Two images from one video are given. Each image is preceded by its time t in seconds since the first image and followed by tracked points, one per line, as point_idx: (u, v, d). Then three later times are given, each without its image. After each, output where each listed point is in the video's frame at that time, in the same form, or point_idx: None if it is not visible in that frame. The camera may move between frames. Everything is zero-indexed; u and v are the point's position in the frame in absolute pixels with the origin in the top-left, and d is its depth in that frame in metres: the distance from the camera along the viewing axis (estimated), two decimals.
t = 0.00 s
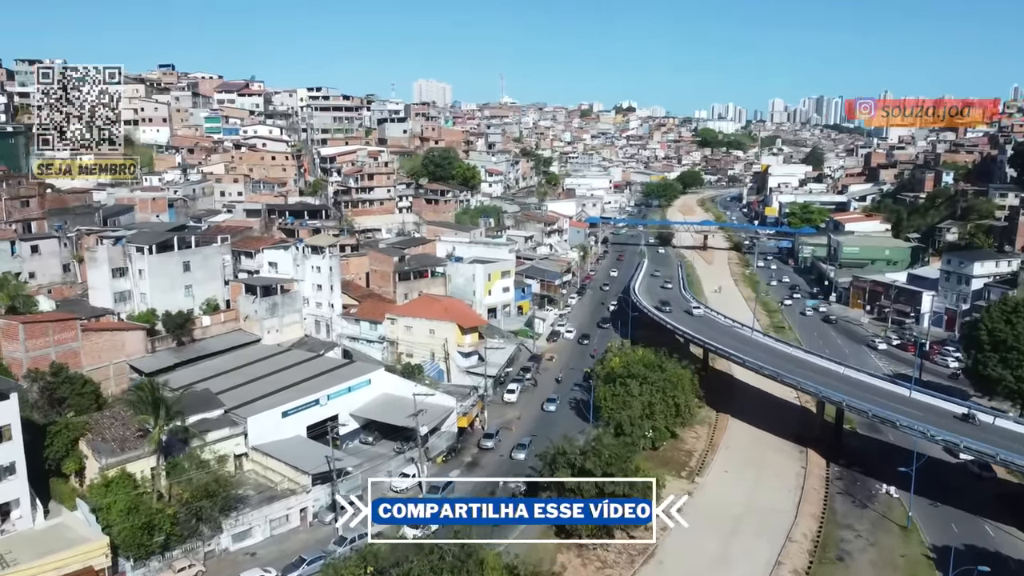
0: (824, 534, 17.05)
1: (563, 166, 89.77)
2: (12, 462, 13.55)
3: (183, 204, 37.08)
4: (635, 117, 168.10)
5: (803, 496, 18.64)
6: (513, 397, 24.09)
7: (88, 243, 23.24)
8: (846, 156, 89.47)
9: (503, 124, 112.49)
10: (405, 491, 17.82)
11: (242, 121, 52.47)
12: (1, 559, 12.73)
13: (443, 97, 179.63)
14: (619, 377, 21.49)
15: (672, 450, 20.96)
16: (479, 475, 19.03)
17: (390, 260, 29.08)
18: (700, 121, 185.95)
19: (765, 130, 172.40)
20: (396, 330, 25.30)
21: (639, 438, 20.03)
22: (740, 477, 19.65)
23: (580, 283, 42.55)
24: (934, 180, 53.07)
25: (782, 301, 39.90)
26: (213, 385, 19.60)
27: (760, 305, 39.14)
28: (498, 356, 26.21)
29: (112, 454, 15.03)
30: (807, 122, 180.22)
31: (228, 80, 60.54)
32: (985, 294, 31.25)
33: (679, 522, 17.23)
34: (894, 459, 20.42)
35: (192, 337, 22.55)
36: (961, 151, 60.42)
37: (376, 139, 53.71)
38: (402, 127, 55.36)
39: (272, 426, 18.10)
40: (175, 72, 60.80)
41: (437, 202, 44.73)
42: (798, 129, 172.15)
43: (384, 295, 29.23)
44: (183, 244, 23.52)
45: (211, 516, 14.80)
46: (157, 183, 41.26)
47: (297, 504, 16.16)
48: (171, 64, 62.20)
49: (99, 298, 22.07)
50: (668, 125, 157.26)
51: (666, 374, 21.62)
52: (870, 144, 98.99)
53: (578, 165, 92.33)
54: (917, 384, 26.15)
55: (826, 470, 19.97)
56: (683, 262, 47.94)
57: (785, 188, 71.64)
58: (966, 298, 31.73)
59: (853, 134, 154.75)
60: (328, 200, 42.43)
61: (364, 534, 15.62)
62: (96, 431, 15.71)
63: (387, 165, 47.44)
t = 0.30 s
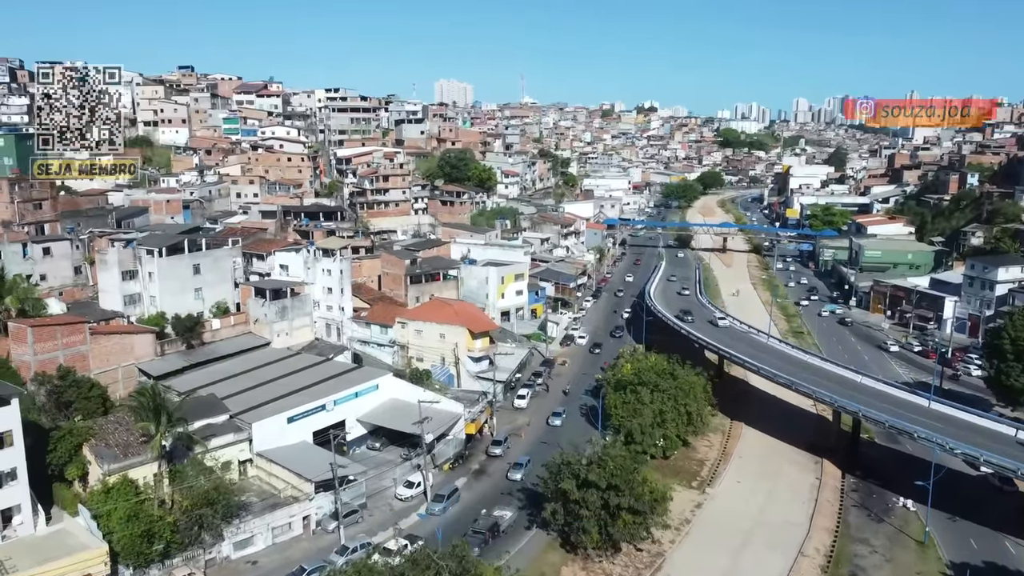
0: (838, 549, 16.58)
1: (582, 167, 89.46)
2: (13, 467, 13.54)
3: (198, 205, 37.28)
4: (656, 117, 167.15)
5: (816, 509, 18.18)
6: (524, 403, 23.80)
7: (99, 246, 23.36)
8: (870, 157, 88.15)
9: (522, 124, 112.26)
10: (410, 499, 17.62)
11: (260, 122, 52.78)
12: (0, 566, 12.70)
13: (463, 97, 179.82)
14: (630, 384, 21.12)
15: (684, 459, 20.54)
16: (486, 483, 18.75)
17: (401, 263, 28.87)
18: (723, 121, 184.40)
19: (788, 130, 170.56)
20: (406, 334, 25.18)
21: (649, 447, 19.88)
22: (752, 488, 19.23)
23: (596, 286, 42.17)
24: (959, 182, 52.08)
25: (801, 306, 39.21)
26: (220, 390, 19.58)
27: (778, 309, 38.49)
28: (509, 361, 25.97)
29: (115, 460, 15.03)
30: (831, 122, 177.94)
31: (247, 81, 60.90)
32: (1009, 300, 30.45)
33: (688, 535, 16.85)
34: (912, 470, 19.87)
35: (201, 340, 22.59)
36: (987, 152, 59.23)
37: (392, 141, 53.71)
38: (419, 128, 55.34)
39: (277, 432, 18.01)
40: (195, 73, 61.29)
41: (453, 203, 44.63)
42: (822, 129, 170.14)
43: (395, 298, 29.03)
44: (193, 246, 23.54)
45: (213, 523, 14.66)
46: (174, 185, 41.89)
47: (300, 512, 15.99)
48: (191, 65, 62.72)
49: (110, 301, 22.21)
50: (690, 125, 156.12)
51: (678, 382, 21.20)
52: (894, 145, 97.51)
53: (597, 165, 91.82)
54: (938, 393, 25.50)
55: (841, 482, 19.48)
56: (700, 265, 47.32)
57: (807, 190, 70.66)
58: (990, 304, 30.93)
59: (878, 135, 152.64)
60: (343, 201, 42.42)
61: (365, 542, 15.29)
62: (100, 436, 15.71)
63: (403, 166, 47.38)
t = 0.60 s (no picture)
0: (852, 564, 16.09)
1: (602, 167, 88.92)
2: (14, 473, 13.54)
3: (214, 206, 37.41)
4: (677, 117, 165.90)
5: (830, 522, 17.68)
6: (534, 408, 23.50)
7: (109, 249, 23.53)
8: (894, 159, 86.71)
9: (542, 125, 111.79)
10: (415, 507, 17.39)
11: (277, 123, 52.98)
12: None
13: (484, 97, 179.67)
14: (640, 392, 20.75)
15: (695, 469, 20.10)
16: (492, 492, 18.45)
17: (413, 266, 28.61)
18: (746, 121, 182.65)
19: (812, 130, 168.50)
20: (417, 338, 24.98)
21: (661, 456, 19.46)
22: (765, 499, 18.75)
23: (612, 289, 41.75)
24: (985, 184, 51.00)
25: (821, 310, 38.49)
26: (226, 394, 19.55)
27: (797, 314, 37.82)
28: (520, 366, 25.69)
29: (116, 465, 14.97)
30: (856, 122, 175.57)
31: (266, 82, 61.20)
32: None
33: (698, 547, 16.47)
34: (930, 482, 19.30)
35: (211, 343, 22.64)
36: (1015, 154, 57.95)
37: (409, 142, 53.59)
38: (436, 129, 55.23)
39: (282, 437, 17.90)
40: (215, 75, 61.65)
41: (468, 205, 44.38)
42: (846, 129, 167.93)
43: (407, 302, 28.78)
44: (203, 249, 23.59)
45: (214, 531, 14.57)
46: (192, 186, 42.41)
47: (302, 520, 15.82)
48: (211, 67, 63.13)
49: (120, 303, 22.38)
50: (711, 125, 154.77)
51: (690, 390, 20.73)
52: (920, 145, 96.02)
53: (616, 166, 91.18)
54: (959, 403, 24.86)
55: (857, 494, 18.96)
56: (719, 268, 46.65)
57: (829, 191, 69.61)
58: (1015, 310, 30.18)
59: (904, 135, 150.30)
60: (358, 203, 42.34)
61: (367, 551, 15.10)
62: (103, 441, 15.69)
63: (419, 168, 47.20)
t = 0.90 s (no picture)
0: None
1: (617, 168, 88.45)
2: (9, 480, 13.52)
3: (225, 207, 37.43)
4: (694, 117, 164.85)
5: (839, 536, 17.23)
6: (540, 414, 23.18)
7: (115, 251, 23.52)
8: (914, 159, 85.45)
9: (557, 125, 111.38)
10: (415, 515, 17.18)
11: (290, 124, 53.05)
12: None
13: (500, 97, 179.37)
14: (646, 399, 20.40)
15: (702, 478, 19.71)
16: (494, 500, 18.18)
17: (420, 269, 28.33)
18: (764, 121, 181.14)
19: (830, 130, 166.88)
20: (422, 342, 24.76)
21: (666, 465, 19.22)
22: (773, 510, 18.34)
23: (623, 292, 41.37)
24: (1006, 186, 50.02)
25: (836, 314, 37.86)
26: (228, 399, 19.47)
27: (811, 318, 37.22)
28: (527, 371, 25.36)
29: (113, 472, 15.03)
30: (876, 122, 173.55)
31: (280, 83, 61.36)
32: None
33: (702, 560, 16.12)
34: (944, 495, 18.77)
35: (215, 347, 22.50)
36: None
37: (421, 143, 53.48)
38: (449, 129, 55.05)
39: (282, 444, 17.75)
40: (229, 75, 61.95)
41: (479, 206, 43.95)
42: (866, 129, 165.99)
43: (414, 305, 28.54)
44: (208, 253, 23.64)
45: (210, 540, 14.46)
46: (204, 186, 42.84)
47: (300, 528, 15.66)
48: (225, 68, 63.40)
49: (124, 307, 22.32)
50: (728, 125, 153.61)
51: (697, 398, 20.28)
52: (940, 146, 94.68)
53: (632, 167, 90.62)
54: (976, 412, 24.25)
55: (868, 506, 18.51)
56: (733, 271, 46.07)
57: (847, 193, 68.71)
58: None
59: (925, 135, 148.17)
60: (369, 204, 42.26)
61: (363, 562, 14.92)
62: (101, 448, 15.83)
63: (430, 169, 47.06)
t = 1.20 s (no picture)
0: None
1: (616, 168, 88.14)
2: None
3: (219, 210, 37.19)
4: (695, 117, 164.51)
5: (832, 546, 16.93)
6: (531, 421, 22.89)
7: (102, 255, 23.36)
8: (915, 160, 85.00)
9: (557, 125, 111.15)
10: (401, 525, 16.92)
11: (286, 125, 52.74)
12: None
13: (501, 97, 179.18)
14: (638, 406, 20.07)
15: (694, 487, 19.42)
16: (482, 509, 17.90)
17: (412, 273, 28.09)
18: (765, 121, 180.74)
19: (831, 130, 166.55)
20: (413, 346, 24.50)
21: (657, 473, 18.99)
22: (766, 520, 18.03)
23: (620, 295, 41.11)
24: (1006, 188, 49.59)
25: (834, 317, 37.51)
26: (213, 406, 19.23)
27: (809, 321, 36.92)
28: (519, 377, 25.07)
29: (92, 483, 14.79)
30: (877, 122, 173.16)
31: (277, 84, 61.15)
32: None
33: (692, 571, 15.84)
34: (941, 504, 18.44)
35: (203, 352, 22.34)
36: None
37: (418, 144, 53.20)
38: (446, 131, 54.73)
39: (266, 452, 17.49)
40: (226, 76, 61.72)
41: (475, 208, 43.55)
42: (867, 129, 165.64)
43: (406, 309, 28.24)
44: (196, 256, 23.40)
45: (188, 552, 14.15)
46: (199, 188, 42.55)
47: (282, 539, 15.42)
48: (223, 68, 63.19)
49: (111, 311, 22.12)
50: (728, 125, 153.32)
51: (689, 405, 19.93)
52: (942, 146, 94.33)
53: (632, 168, 90.27)
54: (974, 419, 23.92)
55: (862, 515, 18.21)
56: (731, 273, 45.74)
57: (847, 194, 68.37)
58: None
59: (927, 136, 147.70)
60: (364, 206, 42.00)
61: None
62: (79, 457, 15.69)
63: (427, 171, 46.76)
